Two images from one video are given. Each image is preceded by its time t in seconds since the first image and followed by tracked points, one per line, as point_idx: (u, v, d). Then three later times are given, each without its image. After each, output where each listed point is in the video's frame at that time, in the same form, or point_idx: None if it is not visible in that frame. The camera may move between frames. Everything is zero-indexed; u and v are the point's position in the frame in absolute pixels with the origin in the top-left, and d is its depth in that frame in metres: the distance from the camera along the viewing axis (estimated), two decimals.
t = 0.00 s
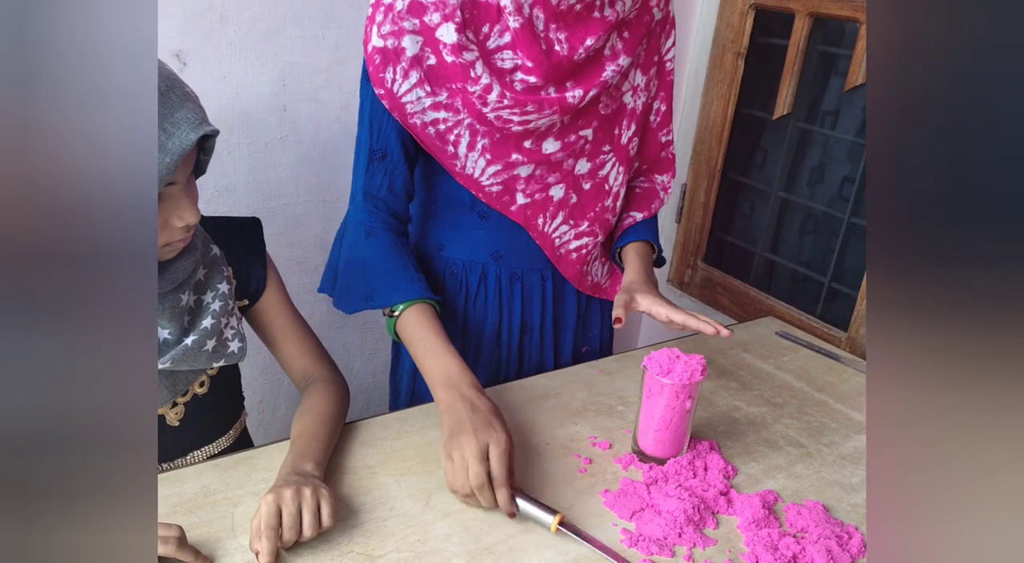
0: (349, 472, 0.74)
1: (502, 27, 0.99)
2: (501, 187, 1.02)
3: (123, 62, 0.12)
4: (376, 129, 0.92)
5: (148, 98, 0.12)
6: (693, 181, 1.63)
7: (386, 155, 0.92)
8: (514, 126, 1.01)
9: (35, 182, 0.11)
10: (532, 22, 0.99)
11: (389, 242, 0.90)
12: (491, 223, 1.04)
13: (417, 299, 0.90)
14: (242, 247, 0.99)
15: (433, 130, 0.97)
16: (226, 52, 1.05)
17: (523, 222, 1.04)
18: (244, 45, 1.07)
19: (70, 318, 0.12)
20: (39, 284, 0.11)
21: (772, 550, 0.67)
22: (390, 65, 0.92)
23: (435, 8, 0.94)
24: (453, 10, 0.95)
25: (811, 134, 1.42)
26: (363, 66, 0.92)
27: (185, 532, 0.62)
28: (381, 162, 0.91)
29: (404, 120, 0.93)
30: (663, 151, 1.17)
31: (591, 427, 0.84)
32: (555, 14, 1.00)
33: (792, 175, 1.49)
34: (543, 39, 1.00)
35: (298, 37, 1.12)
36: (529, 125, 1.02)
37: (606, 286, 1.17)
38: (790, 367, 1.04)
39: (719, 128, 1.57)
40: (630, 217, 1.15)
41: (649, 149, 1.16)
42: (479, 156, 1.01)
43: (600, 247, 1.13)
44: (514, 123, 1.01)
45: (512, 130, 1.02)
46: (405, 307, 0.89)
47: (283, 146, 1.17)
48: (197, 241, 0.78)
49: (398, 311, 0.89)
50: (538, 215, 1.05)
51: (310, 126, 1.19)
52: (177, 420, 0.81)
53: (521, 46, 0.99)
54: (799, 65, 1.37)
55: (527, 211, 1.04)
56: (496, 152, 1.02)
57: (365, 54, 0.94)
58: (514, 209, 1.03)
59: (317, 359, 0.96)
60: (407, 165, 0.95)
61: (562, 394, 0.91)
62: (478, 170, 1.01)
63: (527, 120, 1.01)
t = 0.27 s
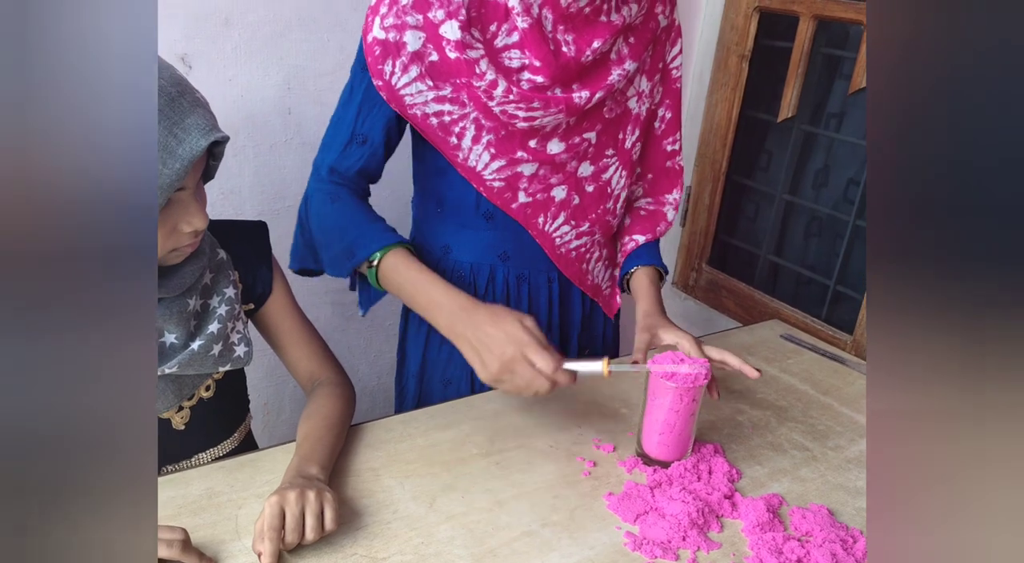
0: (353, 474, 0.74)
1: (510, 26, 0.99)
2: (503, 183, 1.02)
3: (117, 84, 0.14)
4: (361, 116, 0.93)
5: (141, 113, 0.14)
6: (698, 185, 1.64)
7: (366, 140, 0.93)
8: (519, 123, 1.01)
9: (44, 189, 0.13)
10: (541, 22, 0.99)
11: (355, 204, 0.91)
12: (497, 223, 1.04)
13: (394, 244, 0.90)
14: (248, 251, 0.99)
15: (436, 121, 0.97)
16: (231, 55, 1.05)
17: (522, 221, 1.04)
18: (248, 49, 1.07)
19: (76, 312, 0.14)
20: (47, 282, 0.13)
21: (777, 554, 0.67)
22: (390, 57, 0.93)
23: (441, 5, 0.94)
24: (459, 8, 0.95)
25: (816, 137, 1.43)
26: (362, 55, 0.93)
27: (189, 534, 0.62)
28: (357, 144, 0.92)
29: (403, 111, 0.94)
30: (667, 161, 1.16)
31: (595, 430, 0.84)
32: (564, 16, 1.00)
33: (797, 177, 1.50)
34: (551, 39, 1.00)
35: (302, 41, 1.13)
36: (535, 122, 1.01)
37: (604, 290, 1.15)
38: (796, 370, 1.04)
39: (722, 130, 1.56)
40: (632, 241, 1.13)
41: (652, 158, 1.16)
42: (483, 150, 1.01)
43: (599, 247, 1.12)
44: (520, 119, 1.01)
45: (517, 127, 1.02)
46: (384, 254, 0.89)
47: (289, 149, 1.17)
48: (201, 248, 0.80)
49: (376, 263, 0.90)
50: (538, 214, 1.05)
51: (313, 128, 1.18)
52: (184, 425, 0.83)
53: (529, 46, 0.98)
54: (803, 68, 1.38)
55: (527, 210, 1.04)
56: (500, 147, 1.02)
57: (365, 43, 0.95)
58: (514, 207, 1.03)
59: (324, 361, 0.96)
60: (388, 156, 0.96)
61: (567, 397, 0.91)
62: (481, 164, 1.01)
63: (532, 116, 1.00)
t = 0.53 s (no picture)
0: (355, 477, 0.74)
1: (517, 30, 0.99)
2: (504, 185, 1.02)
3: (117, 82, 0.14)
4: (363, 111, 0.93)
5: (142, 112, 0.14)
6: (701, 190, 1.59)
7: (368, 137, 0.93)
8: (523, 126, 1.01)
9: (45, 190, 0.13)
10: (548, 27, 0.99)
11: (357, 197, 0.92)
12: (497, 227, 1.05)
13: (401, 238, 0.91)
14: (252, 254, 0.99)
15: (441, 120, 0.98)
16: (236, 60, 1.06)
17: (522, 224, 1.04)
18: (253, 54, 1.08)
19: (82, 310, 0.14)
20: (51, 281, 0.13)
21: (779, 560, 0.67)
22: (398, 55, 0.93)
23: (450, 5, 0.95)
24: (468, 8, 0.96)
25: (819, 143, 1.45)
26: (368, 52, 0.93)
27: (191, 537, 0.62)
28: (360, 142, 0.92)
29: (408, 109, 0.95)
30: (671, 174, 1.14)
31: (597, 435, 0.84)
32: (571, 22, 1.01)
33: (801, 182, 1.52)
34: (557, 44, 1.01)
35: (306, 47, 1.13)
36: (538, 126, 1.02)
37: (604, 300, 1.16)
38: (798, 376, 1.04)
39: (727, 139, 1.51)
40: (637, 267, 1.11)
41: (657, 171, 1.14)
42: (485, 152, 1.01)
43: (601, 254, 1.12)
44: (523, 121, 1.01)
45: (521, 129, 1.02)
46: (394, 249, 0.91)
47: (292, 154, 1.18)
48: (206, 252, 0.80)
49: (387, 254, 0.91)
50: (539, 219, 1.05)
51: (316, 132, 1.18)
52: (187, 428, 0.83)
53: (535, 49, 0.99)
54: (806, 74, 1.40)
55: (527, 213, 1.05)
56: (504, 150, 1.02)
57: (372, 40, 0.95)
58: (515, 210, 1.03)
59: (327, 365, 0.97)
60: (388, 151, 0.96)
61: (569, 401, 0.91)
62: (483, 165, 1.01)
63: (536, 120, 1.01)
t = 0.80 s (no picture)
0: (353, 477, 0.74)
1: (519, 31, 0.99)
2: (505, 186, 1.03)
3: (116, 86, 0.14)
4: (366, 112, 0.93)
5: (141, 113, 0.15)
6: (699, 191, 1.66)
7: (370, 137, 0.93)
8: (524, 127, 1.01)
9: (45, 193, 0.14)
10: (550, 28, 0.99)
11: (358, 200, 0.91)
12: (496, 228, 1.05)
13: (402, 241, 0.90)
14: (250, 254, 1.00)
15: (443, 120, 0.99)
16: (235, 61, 1.06)
17: (522, 225, 1.04)
18: (251, 55, 1.08)
19: (84, 310, 0.14)
20: (50, 282, 0.14)
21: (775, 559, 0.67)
22: (401, 54, 0.93)
23: (454, 5, 0.95)
24: (472, 8, 0.96)
25: (817, 143, 1.42)
26: (372, 51, 0.94)
27: (189, 537, 0.62)
28: (363, 142, 0.92)
29: (411, 109, 0.95)
30: (669, 177, 1.14)
31: (595, 435, 0.85)
32: (574, 24, 1.01)
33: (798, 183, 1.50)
34: (559, 45, 1.01)
35: (304, 48, 1.13)
36: (539, 127, 1.02)
37: (602, 301, 1.16)
38: (795, 375, 1.04)
39: (724, 138, 1.56)
40: (634, 272, 1.11)
41: (654, 173, 1.14)
42: (486, 152, 1.02)
43: (600, 255, 1.12)
44: (525, 123, 1.01)
45: (523, 131, 1.02)
46: (394, 251, 0.90)
47: (292, 154, 1.18)
48: (204, 254, 0.81)
49: (388, 255, 0.90)
50: (539, 219, 1.06)
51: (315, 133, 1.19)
52: (185, 429, 0.83)
53: (537, 50, 0.99)
54: (805, 75, 1.39)
55: (527, 214, 1.05)
56: (505, 150, 1.02)
57: (375, 39, 0.95)
58: (515, 210, 1.03)
59: (325, 365, 0.97)
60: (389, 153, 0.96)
61: (566, 401, 0.91)
62: (484, 165, 1.02)
63: (538, 121, 1.01)
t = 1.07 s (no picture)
0: (349, 474, 0.74)
1: (521, 28, 0.99)
2: (504, 183, 1.02)
3: (116, 88, 0.16)
4: (367, 109, 0.93)
5: (138, 113, 0.16)
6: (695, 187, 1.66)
7: (370, 133, 0.92)
8: (524, 126, 1.01)
9: (50, 188, 0.15)
10: (551, 26, 0.99)
11: (357, 197, 0.91)
12: (495, 226, 1.05)
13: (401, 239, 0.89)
14: (245, 250, 1.00)
15: (443, 117, 0.98)
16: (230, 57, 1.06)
17: (521, 222, 1.04)
18: (247, 50, 1.07)
19: (86, 295, 0.16)
20: (54, 270, 0.15)
21: (771, 556, 0.67)
22: (402, 50, 0.93)
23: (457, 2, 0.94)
24: (474, 6, 0.95)
25: (813, 140, 1.42)
26: (374, 46, 0.93)
27: (184, 535, 0.62)
28: (362, 138, 0.92)
29: (412, 105, 0.95)
30: (668, 176, 1.14)
31: (591, 432, 0.85)
32: (575, 22, 1.00)
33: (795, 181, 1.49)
34: (560, 44, 1.00)
35: (299, 43, 1.13)
36: (540, 126, 1.01)
37: (600, 299, 1.16)
38: (792, 372, 1.04)
39: (720, 135, 1.57)
40: (631, 271, 1.11)
41: (653, 172, 1.14)
42: (486, 150, 1.01)
43: (598, 254, 1.12)
44: (525, 121, 1.00)
45: (522, 129, 1.01)
46: (394, 249, 0.89)
47: (287, 151, 1.18)
48: (200, 250, 0.80)
49: (387, 254, 0.89)
50: (537, 217, 1.05)
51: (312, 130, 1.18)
52: (180, 425, 0.83)
53: (538, 48, 0.99)
54: (800, 72, 1.39)
55: (527, 212, 1.05)
56: (505, 148, 1.02)
57: (376, 34, 0.95)
58: (514, 208, 1.03)
59: (321, 361, 0.97)
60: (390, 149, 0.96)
61: (563, 397, 0.91)
62: (484, 163, 1.01)
63: (538, 120, 1.00)
